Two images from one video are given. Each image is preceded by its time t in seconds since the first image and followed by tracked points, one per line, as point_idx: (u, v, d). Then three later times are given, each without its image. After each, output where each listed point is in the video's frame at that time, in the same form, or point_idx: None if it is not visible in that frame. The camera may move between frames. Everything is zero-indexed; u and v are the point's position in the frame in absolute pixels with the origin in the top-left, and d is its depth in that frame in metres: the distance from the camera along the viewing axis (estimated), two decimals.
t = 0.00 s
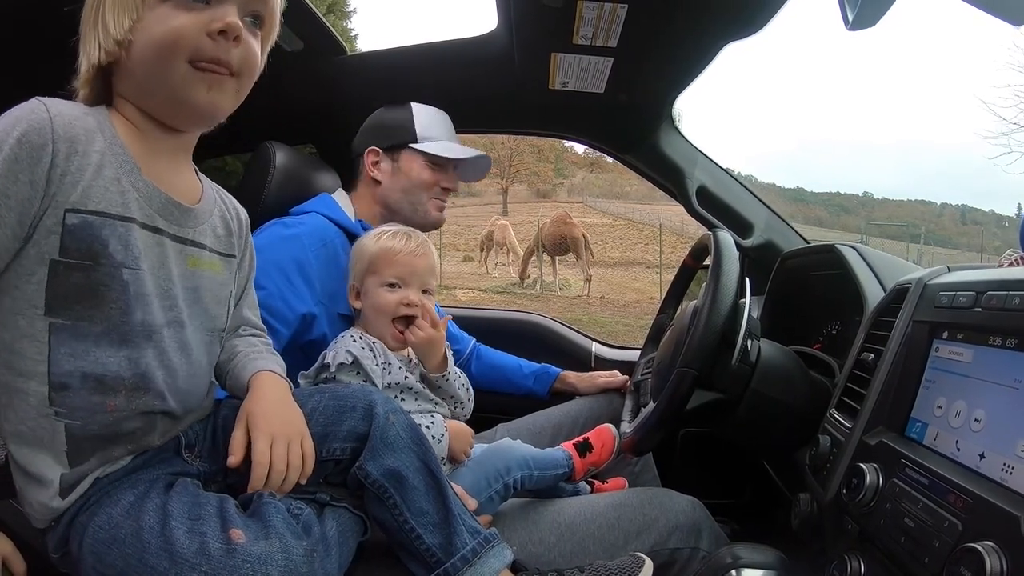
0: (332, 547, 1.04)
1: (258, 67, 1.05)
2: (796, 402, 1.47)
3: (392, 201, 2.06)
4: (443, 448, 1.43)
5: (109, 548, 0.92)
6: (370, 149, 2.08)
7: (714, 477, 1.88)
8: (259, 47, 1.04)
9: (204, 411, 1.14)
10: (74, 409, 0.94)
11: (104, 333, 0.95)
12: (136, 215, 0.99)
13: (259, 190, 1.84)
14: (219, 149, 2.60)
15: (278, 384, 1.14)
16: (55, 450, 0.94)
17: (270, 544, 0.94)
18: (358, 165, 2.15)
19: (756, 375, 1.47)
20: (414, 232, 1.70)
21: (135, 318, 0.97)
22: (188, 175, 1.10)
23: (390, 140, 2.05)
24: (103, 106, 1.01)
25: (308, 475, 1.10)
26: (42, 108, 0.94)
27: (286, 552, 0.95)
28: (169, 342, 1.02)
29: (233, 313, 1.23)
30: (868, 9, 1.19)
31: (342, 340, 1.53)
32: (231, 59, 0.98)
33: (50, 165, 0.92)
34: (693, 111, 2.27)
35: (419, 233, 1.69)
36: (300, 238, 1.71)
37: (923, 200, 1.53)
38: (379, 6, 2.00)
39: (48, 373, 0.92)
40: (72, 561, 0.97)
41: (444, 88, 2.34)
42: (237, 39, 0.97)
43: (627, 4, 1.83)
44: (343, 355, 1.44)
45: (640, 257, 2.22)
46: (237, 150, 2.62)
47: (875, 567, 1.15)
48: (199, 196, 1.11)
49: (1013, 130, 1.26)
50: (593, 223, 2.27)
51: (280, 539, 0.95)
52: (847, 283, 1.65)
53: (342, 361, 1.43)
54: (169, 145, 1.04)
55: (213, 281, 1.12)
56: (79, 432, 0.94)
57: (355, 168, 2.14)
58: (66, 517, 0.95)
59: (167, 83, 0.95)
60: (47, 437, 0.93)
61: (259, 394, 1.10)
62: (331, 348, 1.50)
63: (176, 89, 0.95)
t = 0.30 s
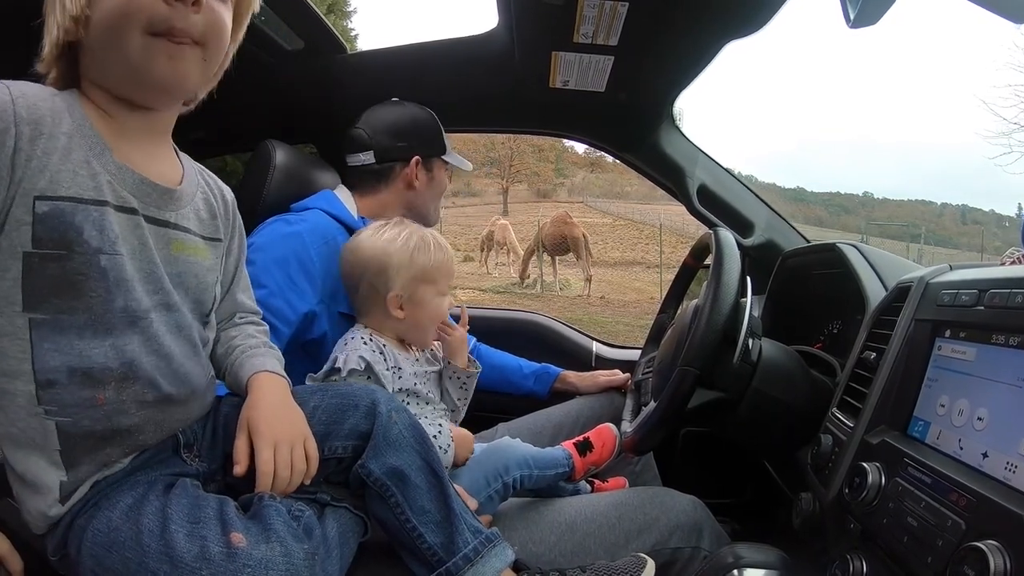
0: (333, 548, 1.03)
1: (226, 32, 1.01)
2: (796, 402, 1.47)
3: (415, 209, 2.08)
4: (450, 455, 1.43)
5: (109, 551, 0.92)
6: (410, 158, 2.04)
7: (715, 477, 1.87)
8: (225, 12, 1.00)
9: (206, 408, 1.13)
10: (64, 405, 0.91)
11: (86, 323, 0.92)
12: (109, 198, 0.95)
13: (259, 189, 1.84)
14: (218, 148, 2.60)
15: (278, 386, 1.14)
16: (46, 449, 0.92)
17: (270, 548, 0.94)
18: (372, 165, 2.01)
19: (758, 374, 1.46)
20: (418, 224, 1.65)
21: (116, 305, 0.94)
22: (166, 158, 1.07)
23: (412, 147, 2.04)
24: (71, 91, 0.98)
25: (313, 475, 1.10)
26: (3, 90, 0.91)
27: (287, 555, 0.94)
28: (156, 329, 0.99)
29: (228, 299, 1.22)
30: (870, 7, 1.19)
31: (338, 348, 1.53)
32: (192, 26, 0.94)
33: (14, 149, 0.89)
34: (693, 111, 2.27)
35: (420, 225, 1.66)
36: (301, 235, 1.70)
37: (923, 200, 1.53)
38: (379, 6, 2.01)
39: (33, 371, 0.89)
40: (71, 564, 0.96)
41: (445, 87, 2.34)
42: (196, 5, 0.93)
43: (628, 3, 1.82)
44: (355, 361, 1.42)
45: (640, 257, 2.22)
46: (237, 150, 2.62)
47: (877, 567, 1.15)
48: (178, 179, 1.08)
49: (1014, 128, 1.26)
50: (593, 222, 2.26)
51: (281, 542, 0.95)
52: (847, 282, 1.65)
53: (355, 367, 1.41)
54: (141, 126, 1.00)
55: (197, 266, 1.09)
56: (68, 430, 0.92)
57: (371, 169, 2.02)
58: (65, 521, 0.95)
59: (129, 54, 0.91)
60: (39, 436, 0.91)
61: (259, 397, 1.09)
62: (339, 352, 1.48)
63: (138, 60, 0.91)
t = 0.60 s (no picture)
0: (336, 549, 1.03)
1: (207, 17, 0.98)
2: (797, 402, 1.47)
3: (416, 210, 2.08)
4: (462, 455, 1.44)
5: (110, 556, 0.92)
6: (415, 158, 2.04)
7: (716, 477, 1.87)
8: None
9: (205, 409, 1.13)
10: (56, 407, 0.90)
11: (76, 324, 0.91)
12: (96, 195, 0.95)
13: (260, 190, 1.84)
14: (218, 148, 2.59)
15: (280, 386, 1.14)
16: (41, 454, 0.92)
17: (274, 552, 0.94)
18: (376, 164, 2.01)
19: (760, 374, 1.46)
20: (427, 220, 1.61)
21: (107, 304, 0.94)
22: (158, 151, 1.06)
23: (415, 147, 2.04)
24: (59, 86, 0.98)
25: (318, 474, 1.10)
26: None
27: (290, 559, 0.94)
28: (150, 327, 1.00)
29: (225, 299, 1.23)
30: (872, 7, 1.18)
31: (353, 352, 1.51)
32: (163, 11, 0.91)
33: None
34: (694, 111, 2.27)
35: (426, 218, 1.63)
36: (301, 233, 1.71)
37: (923, 200, 1.53)
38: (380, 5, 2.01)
39: (24, 374, 0.88)
40: (71, 567, 0.96)
41: (445, 87, 2.34)
42: None
43: (629, 3, 1.82)
44: (393, 369, 1.38)
45: (640, 257, 2.22)
46: (236, 150, 2.62)
47: (879, 566, 1.15)
48: (171, 176, 1.08)
49: (1014, 128, 1.26)
50: (593, 222, 2.26)
51: (284, 546, 0.95)
52: (848, 282, 1.65)
53: (393, 376, 1.38)
54: (129, 119, 1.00)
55: (190, 265, 1.09)
56: (62, 432, 0.92)
57: (375, 168, 2.01)
58: (65, 525, 0.95)
59: (102, 47, 0.90)
60: (33, 440, 0.91)
61: (261, 399, 1.09)
62: (368, 356, 1.42)
63: (109, 49, 0.90)
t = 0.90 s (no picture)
0: (336, 550, 1.03)
1: (218, 25, 0.98)
2: (797, 402, 1.47)
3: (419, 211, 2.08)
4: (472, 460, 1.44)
5: (110, 557, 0.92)
6: (418, 160, 2.05)
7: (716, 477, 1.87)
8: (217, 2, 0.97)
9: (205, 410, 1.13)
10: (59, 410, 0.90)
11: (81, 329, 0.91)
12: (102, 201, 0.95)
13: (261, 190, 1.84)
14: (218, 148, 2.59)
15: (281, 389, 1.14)
16: (42, 456, 0.92)
17: (274, 553, 0.94)
18: (380, 165, 2.01)
19: (760, 374, 1.46)
20: (440, 220, 1.61)
21: (112, 309, 0.94)
22: (162, 159, 1.07)
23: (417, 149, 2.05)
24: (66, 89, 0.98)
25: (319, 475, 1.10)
26: None
27: (290, 560, 0.94)
28: (154, 332, 1.00)
29: (224, 306, 1.22)
30: (874, 8, 1.18)
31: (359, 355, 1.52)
32: (175, 19, 0.91)
33: (6, 150, 0.88)
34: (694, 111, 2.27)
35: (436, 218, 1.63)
36: (303, 232, 1.70)
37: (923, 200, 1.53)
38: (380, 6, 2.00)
39: (28, 377, 0.88)
40: (71, 568, 0.96)
41: (445, 88, 2.34)
42: None
43: (629, 4, 1.82)
44: (411, 376, 1.38)
45: (640, 257, 2.22)
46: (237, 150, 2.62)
47: (879, 567, 1.15)
48: (175, 184, 1.08)
49: (1014, 129, 1.26)
50: (593, 222, 2.26)
51: (284, 547, 0.95)
52: (848, 283, 1.65)
53: (410, 382, 1.38)
54: (135, 125, 1.00)
55: (194, 273, 1.09)
56: (65, 435, 0.92)
57: (379, 170, 2.01)
58: (65, 526, 0.95)
59: (111, 54, 0.90)
60: (34, 442, 0.91)
61: (262, 401, 1.09)
62: (383, 361, 1.42)
63: (117, 54, 0.90)
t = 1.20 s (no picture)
0: (332, 550, 1.03)
1: (231, 30, 0.99)
2: (797, 402, 1.46)
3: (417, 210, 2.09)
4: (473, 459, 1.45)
5: (106, 555, 0.92)
6: (415, 159, 2.05)
7: (716, 477, 1.86)
8: (231, 8, 0.98)
9: (202, 409, 1.13)
10: (60, 410, 0.90)
11: (85, 330, 0.91)
12: (110, 204, 0.95)
13: (259, 189, 1.83)
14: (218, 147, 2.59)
15: (278, 388, 1.13)
16: (40, 454, 0.91)
17: (270, 552, 0.93)
18: (377, 165, 2.01)
19: (760, 373, 1.46)
20: (436, 218, 1.60)
21: (117, 312, 0.93)
22: (167, 162, 1.06)
23: (416, 147, 2.05)
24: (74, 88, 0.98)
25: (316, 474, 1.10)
26: (6, 89, 0.90)
27: (286, 560, 0.94)
28: (157, 334, 0.99)
29: (222, 308, 1.22)
30: (874, 5, 1.18)
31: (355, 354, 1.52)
32: (190, 22, 0.92)
33: (16, 153, 0.88)
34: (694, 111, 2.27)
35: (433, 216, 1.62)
36: (301, 231, 1.70)
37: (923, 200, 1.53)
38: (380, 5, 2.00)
39: (29, 377, 0.88)
40: (68, 567, 0.96)
41: (445, 87, 2.34)
42: None
43: (629, 3, 1.82)
44: (410, 379, 1.37)
45: (640, 257, 2.21)
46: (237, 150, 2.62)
47: (879, 566, 1.14)
48: (178, 188, 1.08)
49: (1014, 128, 1.25)
50: (593, 222, 2.26)
51: (280, 546, 0.94)
52: (848, 281, 1.65)
53: (410, 385, 1.37)
54: (143, 127, 1.00)
55: (196, 276, 1.09)
56: (64, 434, 0.91)
57: (376, 169, 2.01)
58: (61, 525, 0.95)
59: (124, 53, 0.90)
60: (32, 440, 0.90)
61: (260, 399, 1.09)
62: (382, 363, 1.41)
63: (130, 54, 0.90)
